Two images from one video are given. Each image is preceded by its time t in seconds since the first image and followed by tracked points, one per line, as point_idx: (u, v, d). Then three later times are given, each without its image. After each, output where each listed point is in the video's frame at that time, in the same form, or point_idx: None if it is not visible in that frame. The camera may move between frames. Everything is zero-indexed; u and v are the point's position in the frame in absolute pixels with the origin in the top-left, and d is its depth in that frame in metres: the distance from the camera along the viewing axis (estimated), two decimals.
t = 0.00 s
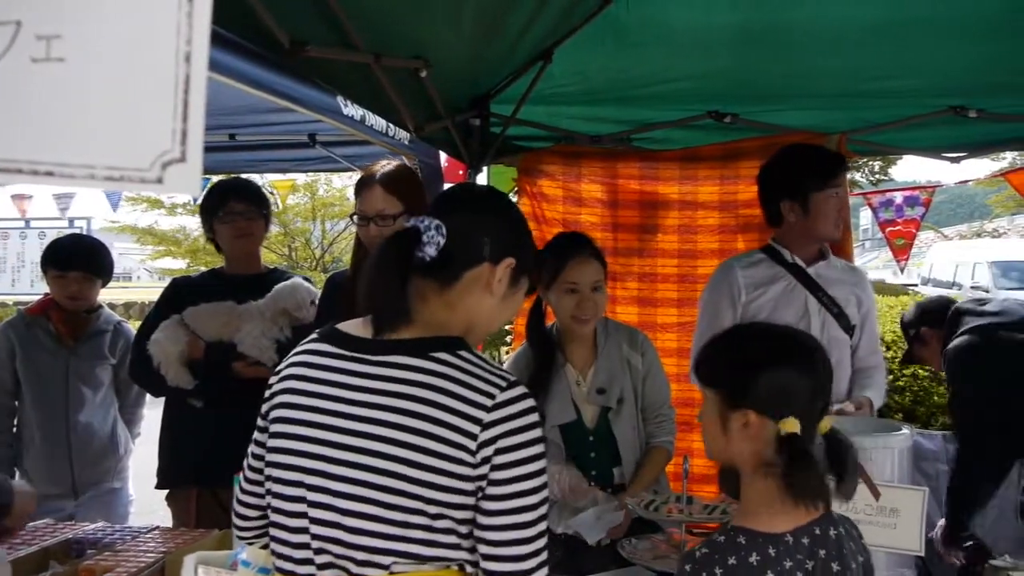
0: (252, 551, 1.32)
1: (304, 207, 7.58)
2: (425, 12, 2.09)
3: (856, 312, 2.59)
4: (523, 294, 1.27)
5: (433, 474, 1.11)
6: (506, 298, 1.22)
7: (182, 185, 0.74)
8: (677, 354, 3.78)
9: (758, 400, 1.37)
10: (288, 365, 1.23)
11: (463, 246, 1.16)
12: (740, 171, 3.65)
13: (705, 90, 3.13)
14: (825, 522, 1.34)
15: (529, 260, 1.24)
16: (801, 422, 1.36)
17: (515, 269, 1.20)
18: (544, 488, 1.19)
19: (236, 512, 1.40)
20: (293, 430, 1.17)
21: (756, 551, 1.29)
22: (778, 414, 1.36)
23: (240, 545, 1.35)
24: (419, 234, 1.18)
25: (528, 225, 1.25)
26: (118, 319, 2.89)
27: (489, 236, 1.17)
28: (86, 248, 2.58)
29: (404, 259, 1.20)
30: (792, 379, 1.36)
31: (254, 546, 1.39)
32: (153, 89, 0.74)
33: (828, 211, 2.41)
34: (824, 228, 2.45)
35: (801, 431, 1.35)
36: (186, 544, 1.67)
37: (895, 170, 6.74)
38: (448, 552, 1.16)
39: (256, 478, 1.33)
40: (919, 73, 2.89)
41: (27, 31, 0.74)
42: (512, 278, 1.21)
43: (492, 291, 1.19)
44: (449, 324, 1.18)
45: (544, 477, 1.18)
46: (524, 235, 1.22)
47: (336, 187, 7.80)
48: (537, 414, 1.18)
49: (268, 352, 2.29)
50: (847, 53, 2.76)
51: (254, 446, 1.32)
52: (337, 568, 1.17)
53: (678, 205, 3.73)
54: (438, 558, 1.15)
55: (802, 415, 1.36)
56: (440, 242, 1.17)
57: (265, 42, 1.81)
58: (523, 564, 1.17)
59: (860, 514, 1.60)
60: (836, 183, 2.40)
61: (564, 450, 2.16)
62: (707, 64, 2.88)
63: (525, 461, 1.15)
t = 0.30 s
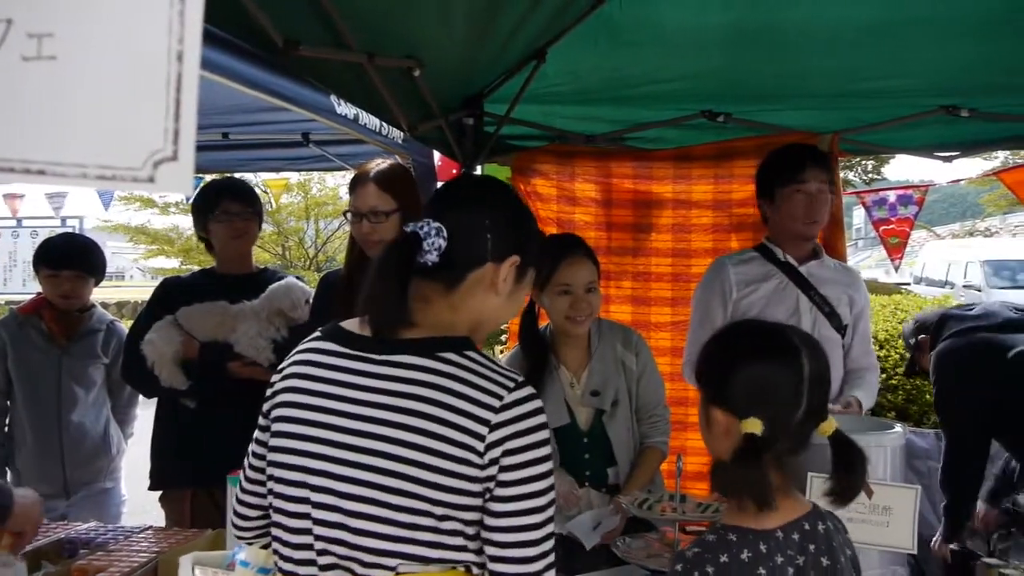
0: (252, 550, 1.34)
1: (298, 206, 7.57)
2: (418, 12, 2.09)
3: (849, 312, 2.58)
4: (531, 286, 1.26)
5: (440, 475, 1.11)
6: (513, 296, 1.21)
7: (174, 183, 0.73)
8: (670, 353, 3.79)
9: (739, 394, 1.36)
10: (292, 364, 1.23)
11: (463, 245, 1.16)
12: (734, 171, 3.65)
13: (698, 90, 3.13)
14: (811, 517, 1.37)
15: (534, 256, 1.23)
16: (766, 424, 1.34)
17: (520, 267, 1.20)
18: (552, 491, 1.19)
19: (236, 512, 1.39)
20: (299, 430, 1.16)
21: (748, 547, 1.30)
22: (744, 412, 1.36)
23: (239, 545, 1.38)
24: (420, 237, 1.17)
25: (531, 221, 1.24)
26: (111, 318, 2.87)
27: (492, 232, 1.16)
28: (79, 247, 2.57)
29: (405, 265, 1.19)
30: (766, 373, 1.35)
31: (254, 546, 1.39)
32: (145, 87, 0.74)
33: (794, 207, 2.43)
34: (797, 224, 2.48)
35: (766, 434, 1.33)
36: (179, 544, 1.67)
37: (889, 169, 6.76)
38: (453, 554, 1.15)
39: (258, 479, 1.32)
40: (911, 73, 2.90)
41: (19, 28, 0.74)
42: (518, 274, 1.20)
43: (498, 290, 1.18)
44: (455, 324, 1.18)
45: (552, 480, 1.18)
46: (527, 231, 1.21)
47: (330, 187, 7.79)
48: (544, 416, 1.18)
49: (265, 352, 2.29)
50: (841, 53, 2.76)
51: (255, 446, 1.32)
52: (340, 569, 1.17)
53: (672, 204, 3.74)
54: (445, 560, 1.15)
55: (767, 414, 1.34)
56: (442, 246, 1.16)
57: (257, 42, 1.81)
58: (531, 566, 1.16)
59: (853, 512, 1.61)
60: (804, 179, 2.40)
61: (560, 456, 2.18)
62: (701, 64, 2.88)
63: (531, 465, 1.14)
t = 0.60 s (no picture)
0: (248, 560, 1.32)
1: (289, 207, 7.54)
2: (410, 13, 2.08)
3: (840, 315, 2.56)
4: (538, 289, 1.25)
5: (448, 479, 1.11)
6: (520, 300, 1.20)
7: (166, 184, 0.74)
8: (662, 355, 3.79)
9: (721, 396, 1.37)
10: (296, 366, 1.22)
11: (464, 248, 1.15)
12: (726, 172, 3.65)
13: (691, 92, 3.14)
14: (803, 518, 1.36)
15: (540, 260, 1.22)
16: (738, 422, 1.35)
17: (525, 272, 1.18)
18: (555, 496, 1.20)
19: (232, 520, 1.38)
20: (305, 432, 1.15)
21: (739, 549, 1.30)
22: (721, 410, 1.37)
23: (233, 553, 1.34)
24: (422, 244, 1.15)
25: (534, 223, 1.23)
26: (100, 319, 2.85)
27: (496, 237, 1.15)
28: (69, 248, 2.55)
29: (411, 269, 1.19)
30: (744, 370, 1.37)
31: (249, 554, 1.39)
32: (136, 88, 0.74)
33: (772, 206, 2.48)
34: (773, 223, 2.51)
35: (738, 433, 1.35)
36: (169, 548, 1.66)
37: (879, 172, 6.79)
38: (457, 560, 1.15)
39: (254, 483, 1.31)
40: (903, 77, 2.91)
41: (7, 27, 0.72)
42: (524, 280, 1.19)
43: (502, 296, 1.17)
44: (459, 329, 1.17)
45: (557, 487, 1.19)
46: (532, 236, 1.20)
47: (321, 188, 7.77)
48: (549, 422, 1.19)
49: (257, 352, 2.28)
50: (832, 56, 2.77)
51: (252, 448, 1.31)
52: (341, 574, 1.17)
53: (664, 206, 3.74)
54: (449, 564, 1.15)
55: (739, 412, 1.36)
56: (445, 251, 1.15)
57: (249, 42, 1.80)
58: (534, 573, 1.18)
59: (842, 513, 1.61)
60: (782, 180, 2.45)
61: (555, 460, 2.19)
62: (694, 66, 2.89)
63: (537, 471, 1.16)
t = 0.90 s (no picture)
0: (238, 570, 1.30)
1: (278, 208, 7.52)
2: (399, 13, 2.08)
3: (830, 317, 2.55)
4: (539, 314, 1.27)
5: (448, 481, 1.10)
6: (522, 323, 1.22)
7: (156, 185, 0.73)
8: (650, 356, 3.80)
9: (689, 394, 1.38)
10: (298, 371, 1.22)
11: (471, 268, 1.17)
12: (714, 174, 3.64)
13: (680, 93, 3.14)
14: (776, 514, 1.37)
15: (542, 285, 1.24)
16: (702, 420, 1.36)
17: (528, 294, 1.20)
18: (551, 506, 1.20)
19: (223, 531, 1.37)
20: (306, 433, 1.15)
21: (709, 548, 1.31)
22: (687, 409, 1.38)
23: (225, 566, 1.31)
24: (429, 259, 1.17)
25: (540, 248, 1.25)
26: (86, 321, 2.84)
27: (501, 258, 1.17)
28: (54, 249, 2.54)
29: (414, 283, 1.19)
30: (712, 368, 1.37)
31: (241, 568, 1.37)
32: (125, 89, 0.73)
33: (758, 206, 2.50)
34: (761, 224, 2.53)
35: (702, 431, 1.36)
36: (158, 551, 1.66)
37: (866, 173, 6.84)
38: (453, 566, 1.14)
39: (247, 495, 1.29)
40: (889, 79, 2.93)
41: None
42: (526, 303, 1.21)
43: (505, 317, 1.19)
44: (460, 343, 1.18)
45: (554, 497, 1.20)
46: (536, 261, 1.22)
47: (310, 188, 7.75)
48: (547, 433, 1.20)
49: (247, 354, 2.28)
50: (820, 58, 2.78)
51: (246, 459, 1.30)
52: None
53: (652, 207, 3.74)
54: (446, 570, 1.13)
55: (703, 410, 1.36)
56: (452, 269, 1.17)
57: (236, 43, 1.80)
58: None
59: (830, 513, 1.62)
60: (768, 182, 2.46)
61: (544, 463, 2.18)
62: (684, 68, 2.90)
63: (535, 480, 1.16)
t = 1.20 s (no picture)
0: None
1: (264, 209, 7.49)
2: (384, 15, 2.08)
3: (820, 320, 2.56)
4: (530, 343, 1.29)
5: (447, 481, 1.11)
6: (511, 352, 1.23)
7: (139, 186, 0.73)
8: (636, 356, 3.80)
9: (678, 390, 1.39)
10: (293, 384, 1.23)
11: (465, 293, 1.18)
12: (700, 176, 3.64)
13: (666, 95, 3.15)
14: (763, 509, 1.38)
15: (533, 316, 1.25)
16: (693, 414, 1.38)
17: (518, 323, 1.22)
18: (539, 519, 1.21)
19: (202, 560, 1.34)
20: (302, 435, 1.15)
21: (694, 535, 1.35)
22: (676, 403, 1.40)
23: None
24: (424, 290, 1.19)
25: (526, 278, 1.26)
26: (69, 323, 2.83)
27: (491, 291, 1.19)
28: (36, 251, 2.52)
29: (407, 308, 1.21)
30: (702, 365, 1.37)
31: None
32: (109, 89, 0.73)
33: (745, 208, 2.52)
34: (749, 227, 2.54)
35: (692, 425, 1.38)
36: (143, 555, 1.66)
37: (851, 175, 6.89)
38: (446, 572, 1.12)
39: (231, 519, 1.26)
40: (873, 82, 2.95)
41: None
42: (515, 332, 1.22)
43: (495, 348, 1.20)
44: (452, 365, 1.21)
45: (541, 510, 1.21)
46: (525, 291, 1.23)
47: (296, 189, 7.72)
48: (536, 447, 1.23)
49: (237, 359, 2.26)
50: (804, 61, 2.80)
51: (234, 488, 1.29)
52: None
53: (638, 208, 3.75)
54: None
55: (693, 404, 1.37)
56: (446, 297, 1.18)
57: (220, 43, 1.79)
58: None
59: (816, 512, 1.63)
60: (753, 187, 2.49)
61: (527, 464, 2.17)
62: (669, 70, 2.91)
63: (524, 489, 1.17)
